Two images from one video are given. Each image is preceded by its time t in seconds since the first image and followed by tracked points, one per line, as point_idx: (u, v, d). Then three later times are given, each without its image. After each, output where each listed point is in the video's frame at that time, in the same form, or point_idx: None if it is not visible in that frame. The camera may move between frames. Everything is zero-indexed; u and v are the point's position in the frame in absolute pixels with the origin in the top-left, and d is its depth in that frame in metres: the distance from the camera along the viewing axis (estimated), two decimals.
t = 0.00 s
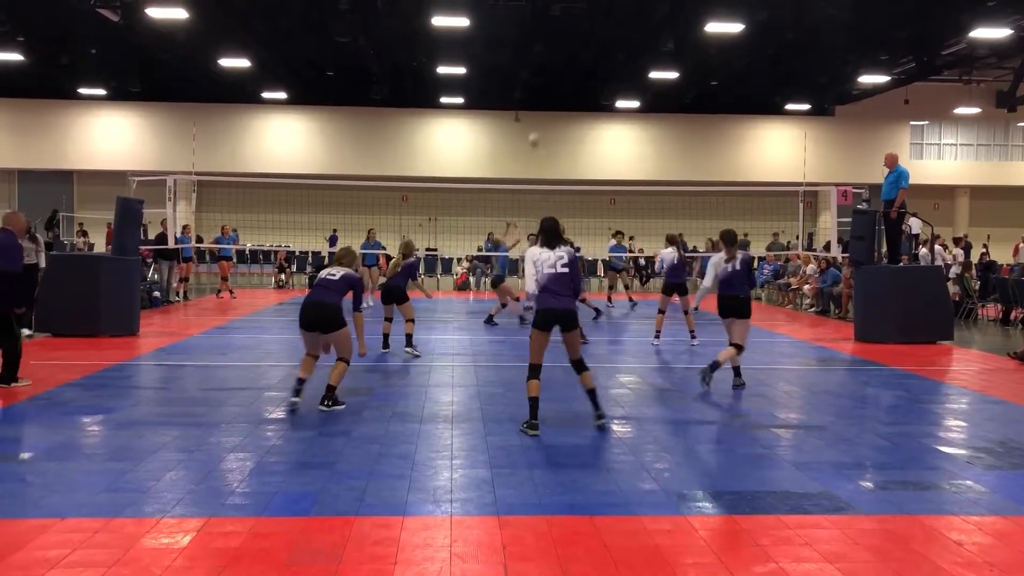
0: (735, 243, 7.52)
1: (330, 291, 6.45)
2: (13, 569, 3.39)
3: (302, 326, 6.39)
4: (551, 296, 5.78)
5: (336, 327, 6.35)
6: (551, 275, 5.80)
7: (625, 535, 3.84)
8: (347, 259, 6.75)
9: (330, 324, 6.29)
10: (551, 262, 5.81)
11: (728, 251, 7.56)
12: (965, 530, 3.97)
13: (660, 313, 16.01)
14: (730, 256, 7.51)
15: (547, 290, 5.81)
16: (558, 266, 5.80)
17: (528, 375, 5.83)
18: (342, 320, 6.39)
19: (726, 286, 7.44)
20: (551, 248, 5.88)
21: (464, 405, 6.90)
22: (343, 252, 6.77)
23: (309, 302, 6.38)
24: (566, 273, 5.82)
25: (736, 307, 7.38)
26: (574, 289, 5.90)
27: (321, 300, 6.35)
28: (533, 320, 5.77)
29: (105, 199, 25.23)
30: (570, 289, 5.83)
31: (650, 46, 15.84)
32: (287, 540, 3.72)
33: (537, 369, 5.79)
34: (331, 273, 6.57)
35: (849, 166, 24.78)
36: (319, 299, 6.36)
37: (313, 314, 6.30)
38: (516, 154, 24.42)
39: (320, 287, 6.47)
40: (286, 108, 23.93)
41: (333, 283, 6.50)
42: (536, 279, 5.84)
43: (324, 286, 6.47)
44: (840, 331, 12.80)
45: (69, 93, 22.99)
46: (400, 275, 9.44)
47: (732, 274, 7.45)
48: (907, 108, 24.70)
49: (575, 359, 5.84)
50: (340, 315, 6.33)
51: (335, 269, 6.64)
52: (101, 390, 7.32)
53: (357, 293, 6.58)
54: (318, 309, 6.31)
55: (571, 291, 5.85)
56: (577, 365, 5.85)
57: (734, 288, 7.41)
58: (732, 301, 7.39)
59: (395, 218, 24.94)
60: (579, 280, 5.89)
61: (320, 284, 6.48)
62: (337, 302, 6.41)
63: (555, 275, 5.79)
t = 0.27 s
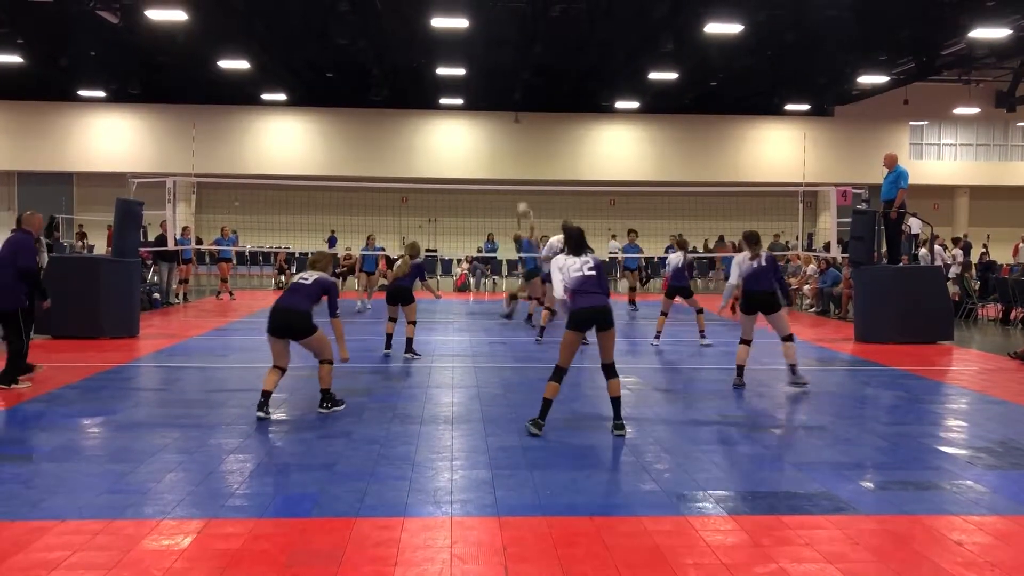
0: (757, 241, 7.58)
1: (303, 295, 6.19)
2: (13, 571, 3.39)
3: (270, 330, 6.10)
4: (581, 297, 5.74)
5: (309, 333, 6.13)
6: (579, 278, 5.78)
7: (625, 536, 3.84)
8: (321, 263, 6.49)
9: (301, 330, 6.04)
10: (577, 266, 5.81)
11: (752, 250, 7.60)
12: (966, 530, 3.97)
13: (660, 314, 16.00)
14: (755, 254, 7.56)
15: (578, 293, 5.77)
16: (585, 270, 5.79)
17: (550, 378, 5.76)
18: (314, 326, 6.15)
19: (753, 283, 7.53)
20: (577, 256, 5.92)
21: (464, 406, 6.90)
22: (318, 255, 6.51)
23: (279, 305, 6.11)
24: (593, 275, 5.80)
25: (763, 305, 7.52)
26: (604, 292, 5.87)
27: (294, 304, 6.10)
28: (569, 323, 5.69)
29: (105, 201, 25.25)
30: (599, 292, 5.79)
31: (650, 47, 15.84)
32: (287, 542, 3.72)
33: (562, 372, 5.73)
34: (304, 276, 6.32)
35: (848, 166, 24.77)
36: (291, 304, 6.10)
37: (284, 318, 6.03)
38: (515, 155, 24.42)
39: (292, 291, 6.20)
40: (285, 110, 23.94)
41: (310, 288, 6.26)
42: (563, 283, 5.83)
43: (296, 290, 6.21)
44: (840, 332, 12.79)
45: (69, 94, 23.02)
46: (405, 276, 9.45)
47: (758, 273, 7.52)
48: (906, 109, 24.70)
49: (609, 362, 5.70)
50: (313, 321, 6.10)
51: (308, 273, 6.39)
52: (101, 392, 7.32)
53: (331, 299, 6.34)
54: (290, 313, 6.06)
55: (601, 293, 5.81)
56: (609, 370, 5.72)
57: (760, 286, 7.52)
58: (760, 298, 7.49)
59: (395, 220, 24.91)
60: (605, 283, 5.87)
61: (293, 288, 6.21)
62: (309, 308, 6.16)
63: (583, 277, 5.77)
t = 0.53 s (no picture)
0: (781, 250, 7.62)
1: (290, 291, 6.12)
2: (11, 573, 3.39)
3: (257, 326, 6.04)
4: (586, 296, 5.73)
5: (295, 328, 6.03)
6: (587, 276, 5.77)
7: (625, 536, 3.84)
8: (308, 260, 6.43)
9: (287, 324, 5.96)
10: (585, 264, 5.80)
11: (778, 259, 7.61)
12: (964, 530, 3.97)
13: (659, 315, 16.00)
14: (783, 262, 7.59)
15: (585, 291, 5.77)
16: (593, 268, 5.77)
17: (561, 378, 5.77)
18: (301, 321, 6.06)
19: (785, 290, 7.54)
20: (588, 252, 5.90)
21: (463, 407, 6.90)
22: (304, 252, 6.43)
23: (265, 301, 6.05)
24: (600, 274, 5.77)
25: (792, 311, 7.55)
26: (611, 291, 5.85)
27: (280, 299, 6.03)
28: (573, 320, 5.69)
29: (103, 203, 25.25)
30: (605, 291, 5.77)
31: (648, 47, 15.85)
32: (287, 543, 3.71)
33: (572, 372, 5.74)
34: (291, 272, 6.25)
35: (847, 166, 24.78)
36: (277, 299, 6.03)
37: (271, 313, 5.96)
38: (514, 156, 24.41)
39: (279, 286, 6.14)
40: (283, 111, 23.93)
41: (296, 283, 6.18)
42: (572, 281, 5.83)
43: (284, 285, 6.14)
44: (839, 332, 12.80)
45: (67, 96, 23.02)
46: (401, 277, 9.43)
47: (789, 280, 7.55)
48: (905, 109, 24.71)
49: (610, 362, 5.69)
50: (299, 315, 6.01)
51: (296, 269, 6.32)
52: (100, 393, 7.31)
53: (318, 295, 6.24)
54: (276, 308, 5.98)
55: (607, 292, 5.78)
56: (610, 370, 5.71)
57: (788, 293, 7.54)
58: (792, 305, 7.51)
59: (393, 221, 24.87)
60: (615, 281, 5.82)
61: (280, 283, 6.15)
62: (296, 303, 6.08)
63: (589, 275, 5.75)
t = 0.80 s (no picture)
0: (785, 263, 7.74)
1: (292, 290, 6.12)
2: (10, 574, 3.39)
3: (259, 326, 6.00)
4: (585, 299, 5.73)
5: (298, 328, 6.00)
6: (586, 278, 5.77)
7: (623, 537, 3.84)
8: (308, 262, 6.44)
9: (291, 322, 5.94)
10: (585, 266, 5.79)
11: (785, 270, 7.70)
12: (963, 531, 3.97)
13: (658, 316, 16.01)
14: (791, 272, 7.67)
15: (583, 293, 5.78)
16: (593, 270, 5.77)
17: (556, 378, 5.79)
18: (304, 320, 6.04)
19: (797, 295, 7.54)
20: (588, 253, 5.89)
21: (462, 408, 6.91)
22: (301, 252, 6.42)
23: (267, 300, 6.03)
24: (600, 277, 5.77)
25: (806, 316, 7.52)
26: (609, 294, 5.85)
27: (283, 298, 6.02)
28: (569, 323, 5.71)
29: (102, 204, 25.26)
30: (604, 294, 5.78)
31: (646, 49, 15.86)
32: (285, 545, 3.71)
33: (568, 371, 5.75)
34: (294, 272, 6.26)
35: (845, 168, 24.82)
36: (280, 298, 6.02)
37: (273, 312, 5.94)
38: (512, 157, 24.42)
39: (281, 286, 6.14)
40: (282, 112, 23.93)
41: (297, 283, 6.19)
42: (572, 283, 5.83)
43: (286, 285, 6.15)
44: (838, 333, 12.81)
45: (66, 97, 23.03)
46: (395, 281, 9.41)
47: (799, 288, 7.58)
48: (903, 110, 24.74)
49: (606, 364, 5.71)
50: (302, 314, 6.00)
51: (297, 270, 6.33)
52: (98, 394, 7.31)
53: (319, 296, 6.25)
54: (279, 306, 5.97)
55: (605, 294, 5.78)
56: (606, 371, 5.73)
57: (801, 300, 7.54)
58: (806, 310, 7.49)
59: (392, 222, 24.86)
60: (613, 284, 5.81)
61: (281, 283, 6.14)
62: (299, 302, 6.07)
63: (589, 278, 5.75)
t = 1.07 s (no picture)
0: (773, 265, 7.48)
1: (292, 292, 6.10)
2: None
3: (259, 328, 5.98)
4: (575, 305, 5.72)
5: (300, 330, 6.01)
6: (577, 286, 5.78)
7: (622, 539, 3.83)
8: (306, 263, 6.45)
9: (292, 325, 5.94)
10: (575, 275, 5.82)
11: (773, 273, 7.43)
12: (961, 533, 3.97)
13: (657, 317, 16.02)
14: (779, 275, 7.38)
15: (573, 300, 5.76)
16: (583, 279, 5.80)
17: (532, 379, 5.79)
18: (305, 322, 6.05)
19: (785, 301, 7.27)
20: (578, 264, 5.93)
21: (460, 409, 6.90)
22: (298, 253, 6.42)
23: (268, 302, 6.01)
24: (591, 285, 5.82)
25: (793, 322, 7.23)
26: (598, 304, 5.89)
27: (284, 300, 6.01)
28: (557, 327, 5.67)
29: (101, 204, 25.22)
30: (594, 302, 5.80)
31: (646, 50, 15.85)
32: (284, 546, 3.70)
33: (544, 374, 5.74)
34: (293, 272, 6.25)
35: (844, 170, 24.83)
36: (280, 300, 6.01)
37: (274, 314, 5.93)
38: (512, 158, 24.41)
39: (281, 288, 6.12)
40: (281, 113, 23.92)
41: (296, 284, 6.18)
42: (560, 291, 5.82)
43: (286, 286, 6.13)
44: (837, 334, 12.80)
45: (65, 97, 23.00)
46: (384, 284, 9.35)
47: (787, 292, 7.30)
48: (903, 111, 24.77)
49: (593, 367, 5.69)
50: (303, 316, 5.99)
51: (296, 271, 6.33)
52: (97, 395, 7.30)
53: (319, 297, 6.27)
54: (281, 309, 5.96)
55: (595, 302, 5.81)
56: (595, 374, 5.72)
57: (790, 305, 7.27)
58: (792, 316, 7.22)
59: (392, 223, 24.83)
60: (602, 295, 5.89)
61: (281, 285, 6.13)
62: (299, 305, 6.08)
63: (580, 285, 5.77)
